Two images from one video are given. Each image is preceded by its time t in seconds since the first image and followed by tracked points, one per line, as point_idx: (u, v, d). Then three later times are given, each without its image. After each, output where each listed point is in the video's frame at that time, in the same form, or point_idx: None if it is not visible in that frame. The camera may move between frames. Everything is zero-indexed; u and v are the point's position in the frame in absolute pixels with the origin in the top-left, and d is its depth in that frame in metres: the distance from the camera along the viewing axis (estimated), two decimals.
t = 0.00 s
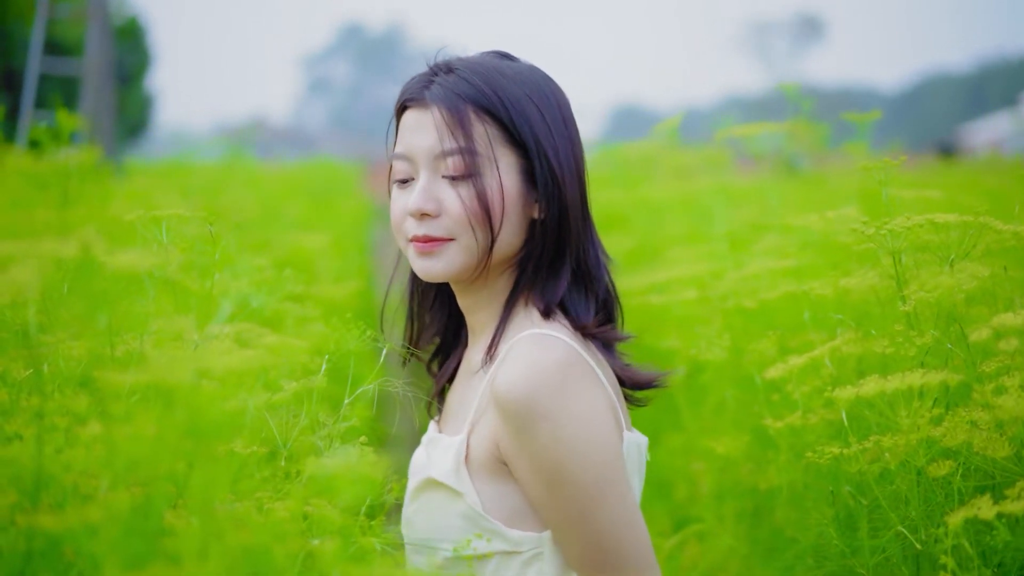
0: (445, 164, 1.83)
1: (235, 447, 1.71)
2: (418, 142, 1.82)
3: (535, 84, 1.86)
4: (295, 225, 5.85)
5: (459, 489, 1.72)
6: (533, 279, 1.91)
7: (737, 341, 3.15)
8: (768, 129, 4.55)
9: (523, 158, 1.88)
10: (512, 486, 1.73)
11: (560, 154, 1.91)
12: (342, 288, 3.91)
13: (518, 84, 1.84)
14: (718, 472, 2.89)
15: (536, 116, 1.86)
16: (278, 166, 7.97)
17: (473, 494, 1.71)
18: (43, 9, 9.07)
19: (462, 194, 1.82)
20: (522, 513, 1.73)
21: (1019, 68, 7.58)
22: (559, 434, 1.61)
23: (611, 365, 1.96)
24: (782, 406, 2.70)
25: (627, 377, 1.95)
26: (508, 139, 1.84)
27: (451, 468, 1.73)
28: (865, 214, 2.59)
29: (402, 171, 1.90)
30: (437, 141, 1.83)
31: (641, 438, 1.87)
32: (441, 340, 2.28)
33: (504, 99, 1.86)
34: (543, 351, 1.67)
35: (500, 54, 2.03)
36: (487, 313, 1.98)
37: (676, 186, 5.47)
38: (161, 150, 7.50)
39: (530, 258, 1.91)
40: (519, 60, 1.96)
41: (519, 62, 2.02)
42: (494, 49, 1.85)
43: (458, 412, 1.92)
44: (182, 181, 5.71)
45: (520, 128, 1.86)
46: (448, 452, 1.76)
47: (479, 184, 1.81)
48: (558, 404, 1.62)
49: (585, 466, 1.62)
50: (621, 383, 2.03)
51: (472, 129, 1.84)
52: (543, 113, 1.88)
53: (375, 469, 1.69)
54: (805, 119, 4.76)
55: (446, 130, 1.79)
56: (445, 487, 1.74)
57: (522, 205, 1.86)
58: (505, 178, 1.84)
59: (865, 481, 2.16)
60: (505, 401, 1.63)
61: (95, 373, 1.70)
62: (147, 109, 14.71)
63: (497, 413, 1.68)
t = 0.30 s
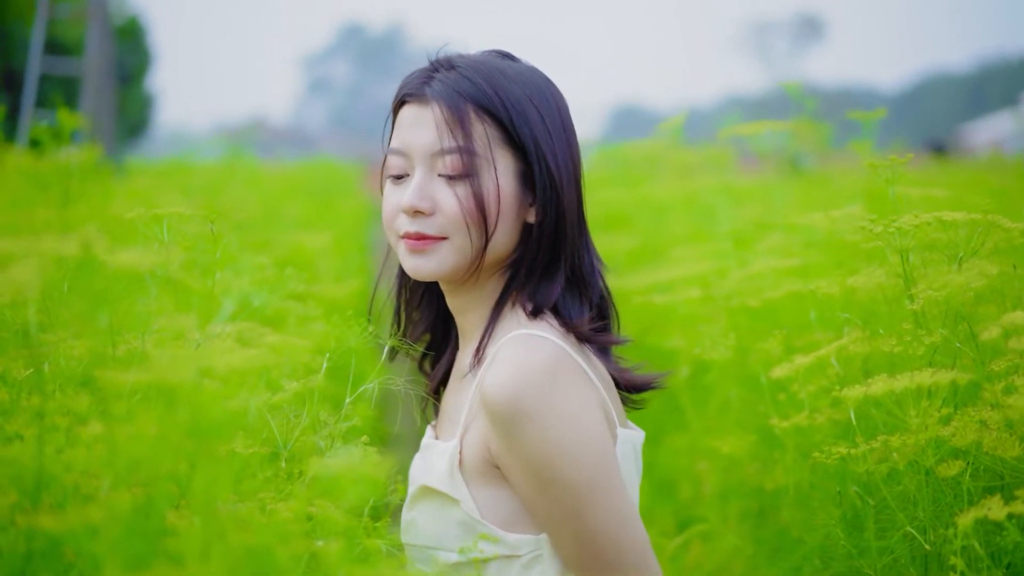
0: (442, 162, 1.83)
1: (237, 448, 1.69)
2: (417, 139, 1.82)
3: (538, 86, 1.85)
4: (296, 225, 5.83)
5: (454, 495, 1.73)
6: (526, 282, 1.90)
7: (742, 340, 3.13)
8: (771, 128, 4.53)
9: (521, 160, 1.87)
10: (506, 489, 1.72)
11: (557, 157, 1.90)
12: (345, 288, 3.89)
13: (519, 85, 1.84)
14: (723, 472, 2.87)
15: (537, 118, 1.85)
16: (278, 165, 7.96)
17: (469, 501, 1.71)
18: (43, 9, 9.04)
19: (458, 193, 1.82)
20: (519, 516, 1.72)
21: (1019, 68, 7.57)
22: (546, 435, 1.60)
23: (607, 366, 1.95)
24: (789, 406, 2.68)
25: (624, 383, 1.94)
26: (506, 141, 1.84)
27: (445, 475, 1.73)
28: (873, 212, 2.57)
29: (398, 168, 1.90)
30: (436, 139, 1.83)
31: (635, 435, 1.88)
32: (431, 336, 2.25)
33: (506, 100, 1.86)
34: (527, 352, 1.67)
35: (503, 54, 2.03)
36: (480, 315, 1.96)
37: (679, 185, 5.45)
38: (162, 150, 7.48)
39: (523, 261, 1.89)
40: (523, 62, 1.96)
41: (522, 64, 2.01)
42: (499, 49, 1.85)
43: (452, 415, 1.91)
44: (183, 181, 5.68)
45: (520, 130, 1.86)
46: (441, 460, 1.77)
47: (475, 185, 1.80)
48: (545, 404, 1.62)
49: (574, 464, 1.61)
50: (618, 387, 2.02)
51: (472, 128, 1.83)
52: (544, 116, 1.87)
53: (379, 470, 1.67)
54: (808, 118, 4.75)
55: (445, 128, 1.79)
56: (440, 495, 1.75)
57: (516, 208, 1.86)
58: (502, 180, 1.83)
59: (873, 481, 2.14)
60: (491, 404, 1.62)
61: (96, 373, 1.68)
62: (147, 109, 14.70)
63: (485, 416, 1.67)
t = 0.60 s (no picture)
0: (439, 164, 1.82)
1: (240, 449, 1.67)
2: (416, 139, 1.81)
3: (541, 93, 1.86)
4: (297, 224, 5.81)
5: (451, 504, 1.77)
6: (519, 288, 1.90)
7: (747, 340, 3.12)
8: (774, 127, 4.52)
9: (518, 166, 1.88)
10: (502, 495, 1.75)
11: (555, 164, 1.91)
12: (347, 288, 3.87)
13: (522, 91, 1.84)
14: (728, 473, 2.86)
15: (537, 125, 1.86)
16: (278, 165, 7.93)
17: (465, 509, 1.75)
18: (42, 8, 8.99)
19: (455, 196, 1.81)
20: (516, 522, 1.76)
21: (1020, 68, 7.56)
22: (535, 438, 1.60)
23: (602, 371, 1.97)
24: (795, 407, 2.66)
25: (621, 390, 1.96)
26: (507, 146, 1.84)
27: (441, 485, 1.78)
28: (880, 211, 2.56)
29: (393, 167, 1.89)
30: (436, 140, 1.81)
31: (631, 434, 1.91)
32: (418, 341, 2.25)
33: (508, 105, 1.86)
34: (514, 357, 1.67)
35: (503, 58, 2.03)
36: (470, 319, 1.96)
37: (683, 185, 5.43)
38: (162, 149, 7.45)
39: (516, 267, 1.90)
40: (524, 67, 1.96)
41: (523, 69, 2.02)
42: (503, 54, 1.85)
43: (448, 422, 1.95)
44: (184, 181, 5.65)
45: (520, 136, 1.86)
46: (438, 471, 1.81)
47: (473, 189, 1.80)
48: (535, 408, 1.61)
49: (565, 466, 1.61)
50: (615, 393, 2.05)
51: (472, 131, 1.82)
52: (544, 123, 1.88)
53: (383, 472, 1.66)
54: (812, 118, 4.73)
55: (446, 130, 1.78)
56: (438, 505, 1.79)
57: (512, 214, 1.87)
58: (499, 185, 1.83)
59: (882, 482, 2.12)
60: (480, 411, 1.63)
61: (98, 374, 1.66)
62: (147, 109, 14.67)
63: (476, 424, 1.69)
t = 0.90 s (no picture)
0: (444, 170, 1.81)
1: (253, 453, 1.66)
2: (422, 144, 1.80)
3: (548, 102, 1.86)
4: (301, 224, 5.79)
5: (457, 515, 1.77)
6: (521, 296, 1.90)
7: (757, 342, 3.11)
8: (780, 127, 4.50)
9: (523, 175, 1.88)
10: (507, 504, 1.75)
11: (559, 173, 1.92)
12: (353, 289, 3.85)
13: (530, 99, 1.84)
14: (738, 474, 2.84)
15: (543, 133, 1.86)
16: (280, 164, 7.91)
17: (471, 518, 1.75)
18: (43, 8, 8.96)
19: (458, 203, 1.81)
20: (522, 529, 1.75)
21: (1020, 68, 7.55)
22: (534, 448, 1.59)
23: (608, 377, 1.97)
24: (806, 409, 2.65)
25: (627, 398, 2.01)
26: (513, 155, 1.84)
27: (446, 497, 1.78)
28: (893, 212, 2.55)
29: (396, 171, 1.88)
30: (442, 146, 1.81)
31: (634, 436, 1.91)
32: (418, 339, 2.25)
33: (514, 113, 1.86)
34: (511, 367, 1.67)
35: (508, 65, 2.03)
36: (470, 326, 1.96)
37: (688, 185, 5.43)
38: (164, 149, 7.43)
39: (519, 275, 1.90)
40: (530, 75, 1.97)
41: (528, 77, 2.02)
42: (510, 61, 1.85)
43: (452, 432, 1.95)
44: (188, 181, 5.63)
45: (526, 145, 1.86)
46: (442, 482, 1.81)
47: (478, 196, 1.79)
48: (534, 416, 1.60)
49: (564, 475, 1.60)
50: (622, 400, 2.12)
51: (478, 138, 1.82)
52: (550, 132, 1.89)
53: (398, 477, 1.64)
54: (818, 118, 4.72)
55: (453, 136, 1.77)
56: (444, 517, 1.79)
57: (515, 223, 1.86)
58: (504, 193, 1.83)
59: (896, 485, 2.11)
60: (479, 421, 1.62)
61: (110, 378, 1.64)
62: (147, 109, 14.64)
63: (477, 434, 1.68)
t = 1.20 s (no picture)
0: (454, 180, 1.80)
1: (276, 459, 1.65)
2: (433, 153, 1.78)
3: (560, 115, 1.86)
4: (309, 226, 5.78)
5: (471, 527, 1.78)
6: (529, 307, 1.90)
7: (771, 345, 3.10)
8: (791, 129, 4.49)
9: (533, 187, 1.88)
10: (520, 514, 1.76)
11: (568, 185, 1.92)
12: (363, 292, 3.84)
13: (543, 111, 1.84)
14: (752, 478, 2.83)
15: (554, 146, 1.86)
16: (285, 165, 7.89)
17: (485, 531, 1.76)
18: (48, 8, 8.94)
19: (468, 214, 1.79)
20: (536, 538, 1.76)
21: None
22: (543, 461, 1.58)
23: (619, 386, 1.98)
24: (823, 413, 2.64)
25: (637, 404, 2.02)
26: (524, 167, 1.84)
27: (460, 511, 1.79)
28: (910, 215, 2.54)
29: (405, 180, 1.86)
30: (453, 156, 1.79)
31: (644, 440, 1.92)
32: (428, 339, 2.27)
33: (526, 126, 1.86)
34: (518, 379, 1.66)
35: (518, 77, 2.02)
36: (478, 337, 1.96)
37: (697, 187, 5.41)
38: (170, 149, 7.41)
39: (527, 287, 1.90)
40: (541, 86, 1.96)
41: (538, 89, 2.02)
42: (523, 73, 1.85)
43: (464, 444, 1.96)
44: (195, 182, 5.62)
45: (537, 158, 1.86)
46: (455, 496, 1.82)
47: (490, 207, 1.78)
48: (543, 429, 1.59)
49: (574, 486, 1.59)
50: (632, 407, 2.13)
51: (490, 150, 1.81)
52: (560, 145, 1.89)
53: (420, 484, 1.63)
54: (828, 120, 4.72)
55: (466, 147, 1.76)
56: (459, 530, 1.80)
57: (524, 235, 1.86)
58: (514, 205, 1.83)
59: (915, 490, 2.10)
60: (487, 435, 1.61)
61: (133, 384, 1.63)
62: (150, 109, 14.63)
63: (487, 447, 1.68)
